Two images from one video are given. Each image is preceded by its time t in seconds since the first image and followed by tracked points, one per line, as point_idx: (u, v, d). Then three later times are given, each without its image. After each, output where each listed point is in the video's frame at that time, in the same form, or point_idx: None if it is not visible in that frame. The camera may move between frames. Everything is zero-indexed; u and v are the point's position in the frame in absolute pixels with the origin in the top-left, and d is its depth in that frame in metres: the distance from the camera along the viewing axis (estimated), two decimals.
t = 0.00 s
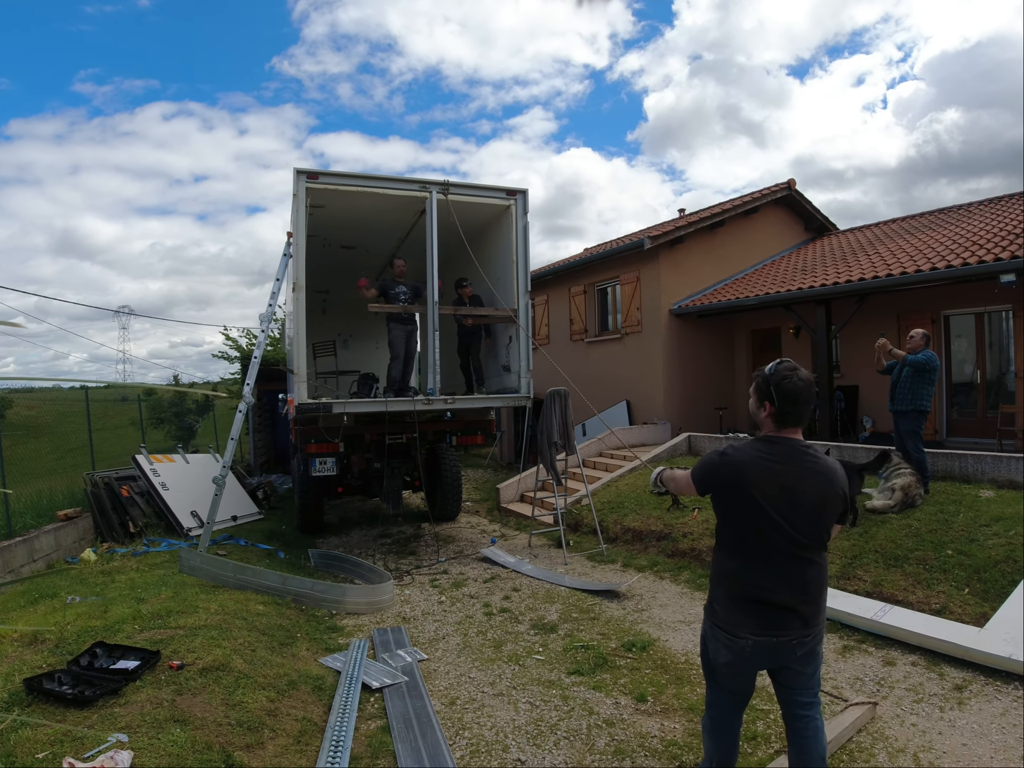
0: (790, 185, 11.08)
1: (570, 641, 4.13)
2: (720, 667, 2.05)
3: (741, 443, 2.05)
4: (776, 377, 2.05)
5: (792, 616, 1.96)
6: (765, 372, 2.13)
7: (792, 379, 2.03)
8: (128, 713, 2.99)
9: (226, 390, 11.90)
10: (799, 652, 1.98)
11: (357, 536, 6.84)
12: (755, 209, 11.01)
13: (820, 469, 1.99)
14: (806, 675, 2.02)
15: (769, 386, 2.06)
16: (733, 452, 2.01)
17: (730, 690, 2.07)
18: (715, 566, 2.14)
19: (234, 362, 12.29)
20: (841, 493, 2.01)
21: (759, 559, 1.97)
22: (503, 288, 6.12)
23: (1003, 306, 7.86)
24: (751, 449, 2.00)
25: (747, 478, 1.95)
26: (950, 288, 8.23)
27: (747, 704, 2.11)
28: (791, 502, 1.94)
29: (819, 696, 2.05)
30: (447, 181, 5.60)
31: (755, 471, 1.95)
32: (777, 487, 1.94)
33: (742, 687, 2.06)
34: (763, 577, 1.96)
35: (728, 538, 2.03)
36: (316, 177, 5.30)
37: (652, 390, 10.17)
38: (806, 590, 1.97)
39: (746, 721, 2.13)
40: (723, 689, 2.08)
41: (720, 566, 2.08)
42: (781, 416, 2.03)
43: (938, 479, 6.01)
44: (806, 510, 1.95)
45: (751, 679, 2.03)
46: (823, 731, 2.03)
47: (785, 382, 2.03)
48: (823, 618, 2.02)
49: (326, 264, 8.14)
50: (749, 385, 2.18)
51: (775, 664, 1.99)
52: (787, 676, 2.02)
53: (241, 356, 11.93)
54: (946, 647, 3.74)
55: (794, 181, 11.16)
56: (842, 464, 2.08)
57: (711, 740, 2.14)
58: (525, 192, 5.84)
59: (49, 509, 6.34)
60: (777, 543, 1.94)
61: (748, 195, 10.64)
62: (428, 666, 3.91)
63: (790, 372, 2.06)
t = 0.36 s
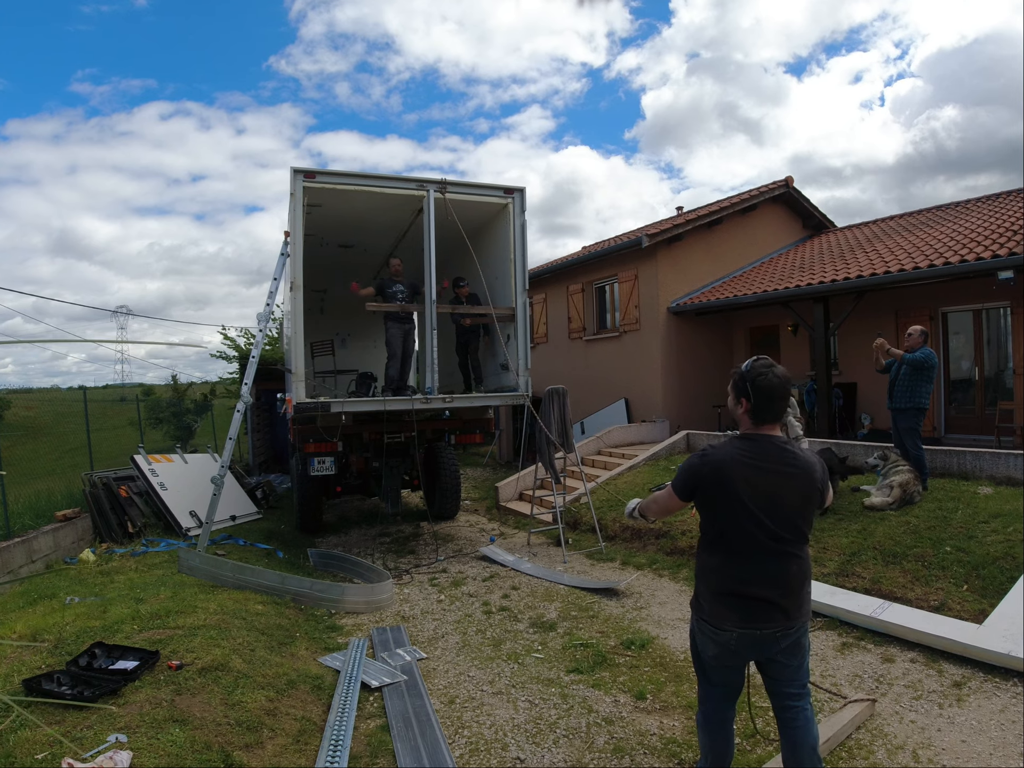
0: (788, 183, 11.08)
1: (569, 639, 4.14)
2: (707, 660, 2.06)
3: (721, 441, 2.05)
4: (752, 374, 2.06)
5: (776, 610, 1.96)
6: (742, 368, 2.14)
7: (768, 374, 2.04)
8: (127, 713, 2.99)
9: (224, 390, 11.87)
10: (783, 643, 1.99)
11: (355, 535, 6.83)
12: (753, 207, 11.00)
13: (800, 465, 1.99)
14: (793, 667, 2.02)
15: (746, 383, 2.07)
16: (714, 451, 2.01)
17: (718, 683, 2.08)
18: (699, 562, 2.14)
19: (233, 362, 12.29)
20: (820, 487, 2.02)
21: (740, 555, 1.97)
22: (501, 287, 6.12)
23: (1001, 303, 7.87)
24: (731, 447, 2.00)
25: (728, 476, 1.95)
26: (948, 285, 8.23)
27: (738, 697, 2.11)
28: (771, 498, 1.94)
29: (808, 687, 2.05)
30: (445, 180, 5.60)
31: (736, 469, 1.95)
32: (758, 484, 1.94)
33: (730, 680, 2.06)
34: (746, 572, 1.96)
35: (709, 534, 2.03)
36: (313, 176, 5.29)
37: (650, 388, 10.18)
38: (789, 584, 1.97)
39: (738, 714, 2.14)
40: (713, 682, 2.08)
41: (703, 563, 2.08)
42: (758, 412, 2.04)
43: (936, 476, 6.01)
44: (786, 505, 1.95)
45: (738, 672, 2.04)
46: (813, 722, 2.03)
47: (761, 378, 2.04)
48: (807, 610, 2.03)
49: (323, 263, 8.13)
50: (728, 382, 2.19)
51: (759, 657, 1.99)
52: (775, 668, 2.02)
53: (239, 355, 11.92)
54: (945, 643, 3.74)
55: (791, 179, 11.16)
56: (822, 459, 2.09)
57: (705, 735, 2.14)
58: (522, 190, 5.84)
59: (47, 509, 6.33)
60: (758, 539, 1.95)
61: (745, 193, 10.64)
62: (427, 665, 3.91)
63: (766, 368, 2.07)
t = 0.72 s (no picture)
0: (785, 181, 11.08)
1: (568, 638, 4.13)
2: (711, 656, 2.07)
3: (719, 441, 2.06)
4: (744, 373, 2.07)
5: (779, 607, 1.96)
6: (735, 368, 2.15)
7: (760, 373, 2.04)
8: (126, 714, 2.98)
9: (223, 389, 11.86)
10: (788, 641, 1.98)
11: (354, 534, 6.83)
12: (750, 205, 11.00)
13: (800, 461, 1.98)
14: (797, 664, 2.01)
15: (739, 382, 2.07)
16: (711, 451, 2.03)
17: (721, 678, 2.09)
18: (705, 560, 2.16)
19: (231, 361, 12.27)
20: (824, 482, 2.00)
21: (742, 551, 1.98)
22: (499, 286, 6.12)
23: (999, 300, 7.88)
24: (728, 446, 2.01)
25: (725, 475, 1.96)
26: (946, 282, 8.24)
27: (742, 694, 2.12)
28: (770, 495, 1.94)
29: (812, 686, 2.05)
30: (442, 179, 5.59)
31: (733, 467, 1.96)
32: (756, 482, 1.94)
33: (734, 677, 2.07)
34: (748, 569, 1.97)
35: (712, 531, 2.04)
36: (310, 175, 5.28)
37: (649, 386, 10.18)
38: (792, 580, 1.96)
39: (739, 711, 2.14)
40: (716, 678, 2.09)
41: (708, 561, 2.09)
42: (752, 411, 2.04)
43: (935, 473, 6.02)
44: (786, 502, 1.95)
45: (742, 669, 2.04)
46: (816, 722, 2.02)
47: (754, 377, 2.04)
48: (813, 607, 2.01)
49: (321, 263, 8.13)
50: (721, 382, 2.19)
51: (764, 654, 1.99)
52: (779, 665, 2.02)
53: (237, 355, 11.91)
54: (944, 641, 3.75)
55: (789, 177, 11.16)
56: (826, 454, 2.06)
57: (707, 730, 2.14)
58: (520, 189, 5.83)
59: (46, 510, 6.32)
60: (759, 537, 1.95)
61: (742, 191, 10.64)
62: (426, 664, 3.91)
63: (758, 367, 2.08)
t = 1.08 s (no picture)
0: (784, 178, 11.08)
1: (568, 636, 4.13)
2: (716, 656, 2.07)
3: (725, 438, 2.06)
4: (749, 369, 2.07)
5: (785, 606, 1.96)
6: (741, 364, 2.15)
7: (765, 369, 2.05)
8: (126, 713, 2.98)
9: (222, 389, 11.86)
10: (794, 640, 1.98)
11: (354, 533, 6.83)
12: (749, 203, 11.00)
13: (805, 459, 1.98)
14: (801, 665, 2.01)
15: (744, 379, 2.08)
16: (716, 449, 2.03)
17: (725, 678, 2.09)
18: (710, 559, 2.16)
19: (230, 360, 12.26)
20: (828, 480, 2.00)
21: (748, 550, 1.97)
22: (498, 284, 6.11)
23: (998, 297, 7.87)
24: (734, 444, 2.01)
25: (730, 473, 1.96)
26: (945, 279, 8.24)
27: (745, 694, 2.12)
28: (774, 493, 1.94)
29: (815, 687, 2.05)
30: (441, 177, 5.58)
31: (738, 464, 1.96)
32: (761, 480, 1.94)
33: (739, 676, 2.07)
34: (753, 568, 1.97)
35: (716, 528, 2.04)
36: (308, 173, 5.28)
37: (648, 384, 10.18)
38: (798, 578, 1.96)
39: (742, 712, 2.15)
40: (721, 678, 2.09)
41: (713, 559, 2.09)
42: (759, 407, 2.04)
43: (934, 470, 6.03)
44: (791, 499, 1.95)
45: (746, 668, 2.04)
46: (819, 722, 2.03)
47: (759, 373, 2.05)
48: (819, 605, 2.01)
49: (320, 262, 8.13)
50: (727, 378, 2.20)
51: (770, 652, 1.99)
52: (783, 665, 2.01)
53: (236, 354, 11.91)
54: (943, 637, 3.75)
55: (787, 174, 11.16)
56: (830, 452, 2.06)
57: (709, 730, 2.14)
58: (518, 186, 5.83)
59: (46, 510, 6.31)
60: (764, 535, 1.94)
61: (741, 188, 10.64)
62: (426, 662, 3.91)
63: (763, 363, 2.08)
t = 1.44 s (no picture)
0: (783, 176, 11.07)
1: (567, 634, 4.14)
2: (714, 653, 2.07)
3: (724, 437, 2.05)
4: (750, 367, 2.07)
5: (782, 605, 1.96)
6: (742, 363, 2.15)
7: (766, 368, 2.04)
8: (126, 713, 2.98)
9: (221, 389, 11.85)
10: (791, 639, 1.98)
11: (353, 532, 6.83)
12: (747, 200, 11.00)
13: (804, 459, 1.98)
14: (799, 663, 2.02)
15: (744, 377, 2.08)
16: (716, 447, 2.02)
17: (723, 676, 2.09)
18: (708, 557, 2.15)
19: (228, 359, 12.25)
20: (826, 480, 2.00)
21: (746, 549, 1.98)
22: (496, 283, 6.11)
23: (996, 294, 7.87)
24: (733, 443, 2.00)
25: (729, 472, 1.96)
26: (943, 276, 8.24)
27: (743, 691, 2.12)
28: (773, 493, 1.94)
29: (814, 685, 2.05)
30: (439, 175, 5.58)
31: (737, 464, 1.96)
32: (760, 480, 1.94)
33: (737, 674, 2.07)
34: (752, 567, 1.97)
35: (714, 526, 2.04)
36: (306, 173, 5.27)
37: (647, 383, 10.19)
38: (796, 578, 1.96)
39: (740, 710, 2.15)
40: (719, 676, 2.09)
41: (711, 557, 2.09)
42: (757, 405, 2.04)
43: (932, 467, 6.03)
44: (790, 499, 1.95)
45: (744, 666, 2.04)
46: (817, 720, 2.03)
47: (759, 371, 2.04)
48: (816, 605, 2.01)
49: (318, 261, 8.13)
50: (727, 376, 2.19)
51: (767, 651, 1.99)
52: (782, 663, 2.02)
53: (235, 354, 11.90)
54: (943, 635, 3.76)
55: (786, 172, 11.15)
56: (828, 452, 2.06)
57: (708, 727, 2.15)
58: (517, 185, 5.82)
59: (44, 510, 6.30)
60: (762, 534, 1.95)
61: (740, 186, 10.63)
62: (426, 660, 3.92)
63: (765, 361, 2.07)
